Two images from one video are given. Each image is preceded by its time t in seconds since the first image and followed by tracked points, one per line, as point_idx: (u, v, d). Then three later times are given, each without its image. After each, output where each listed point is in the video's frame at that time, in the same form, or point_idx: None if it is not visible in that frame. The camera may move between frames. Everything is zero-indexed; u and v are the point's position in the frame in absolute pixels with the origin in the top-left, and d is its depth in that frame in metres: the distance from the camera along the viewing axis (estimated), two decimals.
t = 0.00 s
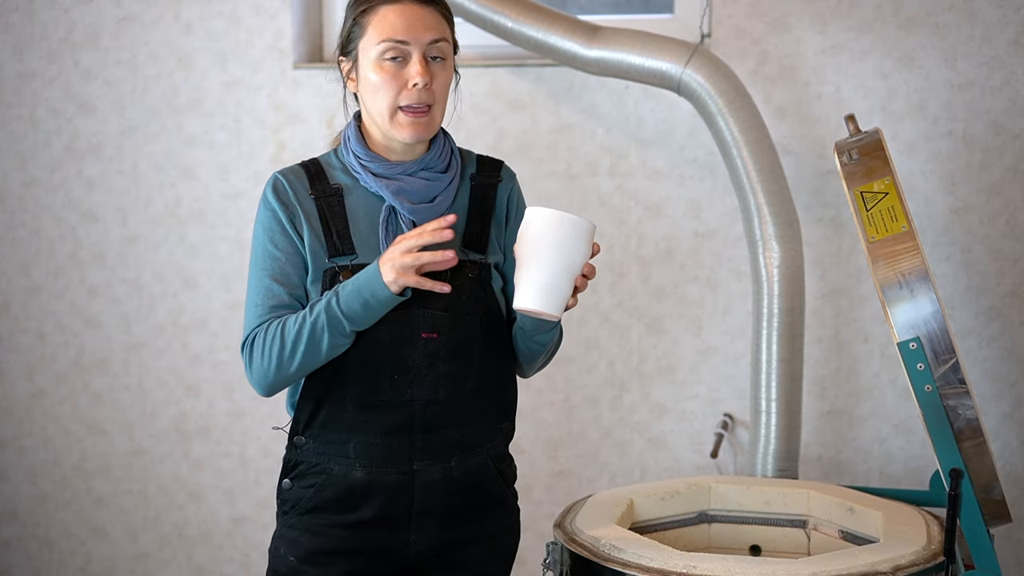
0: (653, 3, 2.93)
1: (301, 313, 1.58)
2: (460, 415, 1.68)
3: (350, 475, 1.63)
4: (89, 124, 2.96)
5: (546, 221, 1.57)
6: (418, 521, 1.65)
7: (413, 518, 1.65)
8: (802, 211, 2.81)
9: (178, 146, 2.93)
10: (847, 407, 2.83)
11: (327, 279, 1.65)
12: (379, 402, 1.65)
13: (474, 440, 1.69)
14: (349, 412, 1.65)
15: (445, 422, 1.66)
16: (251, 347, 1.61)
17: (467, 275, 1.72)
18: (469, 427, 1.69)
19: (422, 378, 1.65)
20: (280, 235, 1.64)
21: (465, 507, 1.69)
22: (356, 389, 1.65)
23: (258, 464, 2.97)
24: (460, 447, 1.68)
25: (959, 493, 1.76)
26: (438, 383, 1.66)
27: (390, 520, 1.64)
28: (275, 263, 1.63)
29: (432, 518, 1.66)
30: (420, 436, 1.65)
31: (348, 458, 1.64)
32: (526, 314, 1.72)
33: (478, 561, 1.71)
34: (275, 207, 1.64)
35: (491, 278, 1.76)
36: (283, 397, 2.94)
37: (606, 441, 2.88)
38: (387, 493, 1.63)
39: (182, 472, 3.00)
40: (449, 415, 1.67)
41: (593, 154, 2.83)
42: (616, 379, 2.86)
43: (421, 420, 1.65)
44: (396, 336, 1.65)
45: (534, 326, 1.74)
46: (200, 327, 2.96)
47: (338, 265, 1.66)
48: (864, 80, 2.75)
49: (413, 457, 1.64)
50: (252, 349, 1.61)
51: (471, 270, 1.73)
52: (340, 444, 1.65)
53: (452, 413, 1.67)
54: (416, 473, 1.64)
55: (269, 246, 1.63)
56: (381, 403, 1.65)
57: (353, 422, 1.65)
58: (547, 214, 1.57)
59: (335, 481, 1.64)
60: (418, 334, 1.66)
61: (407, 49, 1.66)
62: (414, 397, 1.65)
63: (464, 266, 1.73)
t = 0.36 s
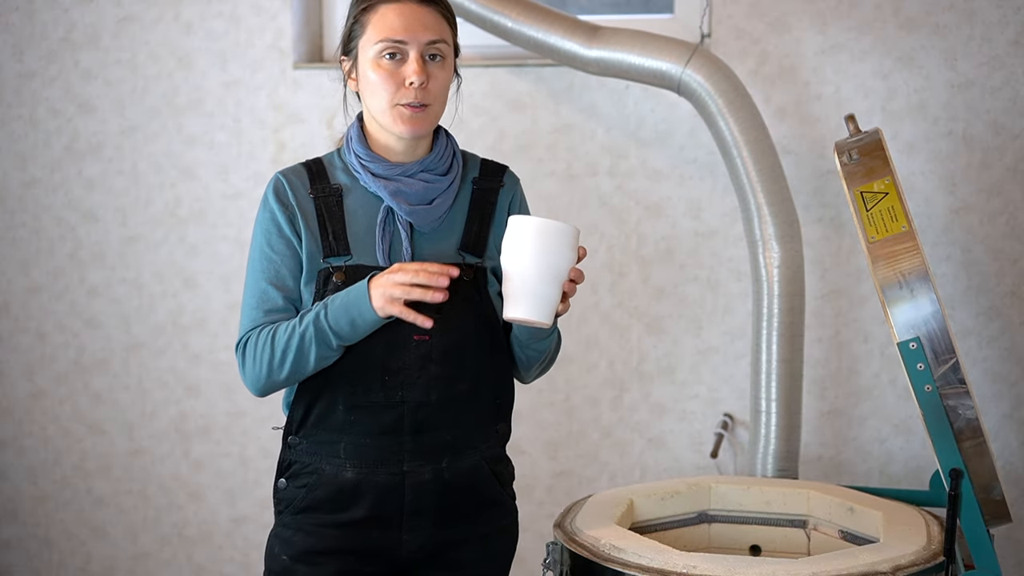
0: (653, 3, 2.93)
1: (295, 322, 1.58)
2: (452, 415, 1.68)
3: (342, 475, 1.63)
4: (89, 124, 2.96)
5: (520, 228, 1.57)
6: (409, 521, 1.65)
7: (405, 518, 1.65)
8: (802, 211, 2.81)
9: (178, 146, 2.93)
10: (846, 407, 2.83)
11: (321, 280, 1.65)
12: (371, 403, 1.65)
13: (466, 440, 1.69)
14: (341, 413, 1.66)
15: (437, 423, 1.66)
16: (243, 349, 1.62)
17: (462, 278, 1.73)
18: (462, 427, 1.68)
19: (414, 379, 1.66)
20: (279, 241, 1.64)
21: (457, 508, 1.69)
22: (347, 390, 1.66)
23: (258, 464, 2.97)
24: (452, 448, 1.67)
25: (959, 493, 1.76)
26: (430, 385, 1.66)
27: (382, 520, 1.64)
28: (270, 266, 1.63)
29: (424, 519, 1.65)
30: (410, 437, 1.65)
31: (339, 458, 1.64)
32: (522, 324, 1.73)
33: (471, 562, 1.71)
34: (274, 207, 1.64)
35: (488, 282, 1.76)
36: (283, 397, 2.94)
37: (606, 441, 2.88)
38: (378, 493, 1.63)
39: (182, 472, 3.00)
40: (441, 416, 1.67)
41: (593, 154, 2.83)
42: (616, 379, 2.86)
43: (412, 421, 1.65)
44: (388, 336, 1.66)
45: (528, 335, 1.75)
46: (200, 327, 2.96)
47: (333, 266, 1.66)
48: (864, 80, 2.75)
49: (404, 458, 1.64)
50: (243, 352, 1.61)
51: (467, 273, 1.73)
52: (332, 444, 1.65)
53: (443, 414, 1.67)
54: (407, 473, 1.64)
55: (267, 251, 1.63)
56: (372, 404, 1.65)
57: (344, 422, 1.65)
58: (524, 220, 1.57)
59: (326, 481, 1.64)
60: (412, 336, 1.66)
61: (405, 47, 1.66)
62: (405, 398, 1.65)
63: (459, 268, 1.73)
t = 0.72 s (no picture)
0: (653, 3, 2.93)
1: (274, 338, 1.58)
2: (451, 417, 1.68)
3: (341, 477, 1.63)
4: (89, 124, 2.96)
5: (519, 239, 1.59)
6: (408, 523, 1.65)
7: (403, 519, 1.65)
8: (802, 211, 2.81)
9: (178, 146, 2.93)
10: (846, 407, 2.83)
11: (323, 279, 1.65)
12: (370, 404, 1.65)
13: (466, 442, 1.69)
14: (340, 414, 1.66)
15: (436, 424, 1.66)
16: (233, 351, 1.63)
17: (463, 279, 1.71)
18: (461, 428, 1.68)
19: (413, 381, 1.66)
20: (275, 248, 1.64)
21: (455, 509, 1.69)
22: (346, 391, 1.66)
23: (258, 464, 2.97)
24: (452, 448, 1.67)
25: (959, 493, 1.76)
26: (429, 387, 1.66)
27: (380, 521, 1.64)
28: (266, 271, 1.63)
29: (423, 520, 1.65)
30: (410, 438, 1.65)
31: (338, 459, 1.64)
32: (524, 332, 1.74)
33: (470, 562, 1.71)
34: (275, 208, 1.64)
35: (489, 284, 1.75)
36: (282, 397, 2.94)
37: (606, 441, 2.88)
38: (376, 494, 1.63)
39: (181, 472, 3.00)
40: (440, 418, 1.67)
41: (593, 154, 2.82)
42: (616, 379, 2.86)
43: (412, 422, 1.65)
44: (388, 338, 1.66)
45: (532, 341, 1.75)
46: (200, 327, 2.96)
47: (335, 266, 1.66)
48: (864, 80, 2.75)
49: (403, 459, 1.64)
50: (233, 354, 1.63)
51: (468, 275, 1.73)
52: (331, 445, 1.65)
53: (443, 415, 1.67)
54: (406, 474, 1.64)
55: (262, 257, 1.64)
56: (372, 405, 1.65)
57: (343, 423, 1.65)
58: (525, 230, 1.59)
59: (325, 482, 1.64)
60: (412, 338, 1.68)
61: (405, 53, 1.66)
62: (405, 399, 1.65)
63: (461, 269, 1.72)
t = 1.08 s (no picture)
0: (653, 3, 2.93)
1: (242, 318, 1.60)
2: (452, 419, 1.68)
3: (341, 479, 1.63)
4: (89, 124, 2.96)
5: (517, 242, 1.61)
6: (408, 524, 1.65)
7: (403, 521, 1.65)
8: (802, 211, 2.81)
9: (178, 146, 2.93)
10: (846, 407, 2.83)
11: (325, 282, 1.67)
12: (371, 407, 1.65)
13: (467, 444, 1.69)
14: (340, 416, 1.66)
15: (436, 427, 1.66)
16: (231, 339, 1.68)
17: (464, 281, 1.71)
18: (461, 430, 1.68)
19: (414, 383, 1.66)
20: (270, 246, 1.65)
21: (456, 511, 1.69)
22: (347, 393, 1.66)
23: (258, 464, 2.97)
24: (452, 451, 1.67)
25: (960, 493, 1.76)
26: (430, 389, 1.66)
27: (380, 523, 1.64)
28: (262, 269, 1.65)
29: (423, 522, 1.65)
30: (410, 441, 1.65)
31: (338, 461, 1.64)
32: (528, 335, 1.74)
33: (470, 563, 1.71)
34: (275, 211, 1.65)
35: (490, 287, 1.75)
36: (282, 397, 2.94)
37: (607, 441, 2.88)
38: (376, 496, 1.63)
39: (181, 472, 3.00)
40: (440, 420, 1.67)
41: (593, 154, 2.83)
42: (616, 379, 2.86)
43: (412, 425, 1.65)
44: (388, 340, 1.67)
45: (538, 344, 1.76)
46: (200, 328, 2.96)
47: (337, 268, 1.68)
48: (864, 80, 2.75)
49: (403, 462, 1.64)
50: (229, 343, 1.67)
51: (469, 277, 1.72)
52: (331, 447, 1.65)
53: (444, 418, 1.67)
54: (406, 477, 1.64)
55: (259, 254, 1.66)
56: (372, 408, 1.65)
57: (343, 425, 1.65)
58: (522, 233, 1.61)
59: (325, 484, 1.64)
60: (412, 339, 1.67)
61: (390, 43, 1.66)
62: (405, 402, 1.65)
63: (462, 270, 1.72)
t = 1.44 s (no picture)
0: (653, 2, 2.93)
1: (246, 354, 1.62)
2: (453, 420, 1.67)
3: (342, 481, 1.63)
4: (89, 124, 2.96)
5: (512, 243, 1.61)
6: (410, 526, 1.65)
7: (405, 523, 1.65)
8: (802, 211, 2.81)
9: (178, 146, 2.93)
10: (847, 407, 2.83)
11: (321, 283, 1.66)
12: (372, 408, 1.65)
13: (468, 444, 1.69)
14: (341, 418, 1.66)
15: (437, 428, 1.66)
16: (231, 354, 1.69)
17: (462, 280, 1.71)
18: (463, 430, 1.68)
19: (414, 384, 1.66)
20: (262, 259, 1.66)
21: (458, 513, 1.68)
22: (347, 394, 1.66)
23: (258, 464, 2.97)
24: (453, 452, 1.67)
25: (959, 493, 1.76)
26: (430, 390, 1.66)
27: (382, 525, 1.64)
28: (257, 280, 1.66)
29: (425, 524, 1.65)
30: (411, 442, 1.64)
31: (339, 462, 1.64)
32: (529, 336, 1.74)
33: (471, 565, 1.71)
34: (267, 218, 1.66)
35: (488, 284, 1.75)
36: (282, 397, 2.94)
37: (607, 441, 2.88)
38: (378, 498, 1.63)
39: (181, 471, 3.00)
40: (441, 420, 1.66)
41: (593, 154, 2.82)
42: (616, 379, 2.86)
43: (413, 425, 1.65)
44: (387, 340, 1.66)
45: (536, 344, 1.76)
46: (200, 327, 2.96)
47: (332, 270, 1.66)
48: (865, 80, 2.75)
49: (405, 463, 1.64)
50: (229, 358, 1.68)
51: (467, 275, 1.72)
52: (332, 449, 1.65)
53: (445, 418, 1.67)
54: (408, 478, 1.64)
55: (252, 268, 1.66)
56: (373, 409, 1.65)
57: (344, 426, 1.65)
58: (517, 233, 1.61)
59: (327, 486, 1.64)
60: (411, 339, 1.67)
61: (400, 51, 1.66)
62: (406, 402, 1.65)
63: (458, 269, 1.72)
